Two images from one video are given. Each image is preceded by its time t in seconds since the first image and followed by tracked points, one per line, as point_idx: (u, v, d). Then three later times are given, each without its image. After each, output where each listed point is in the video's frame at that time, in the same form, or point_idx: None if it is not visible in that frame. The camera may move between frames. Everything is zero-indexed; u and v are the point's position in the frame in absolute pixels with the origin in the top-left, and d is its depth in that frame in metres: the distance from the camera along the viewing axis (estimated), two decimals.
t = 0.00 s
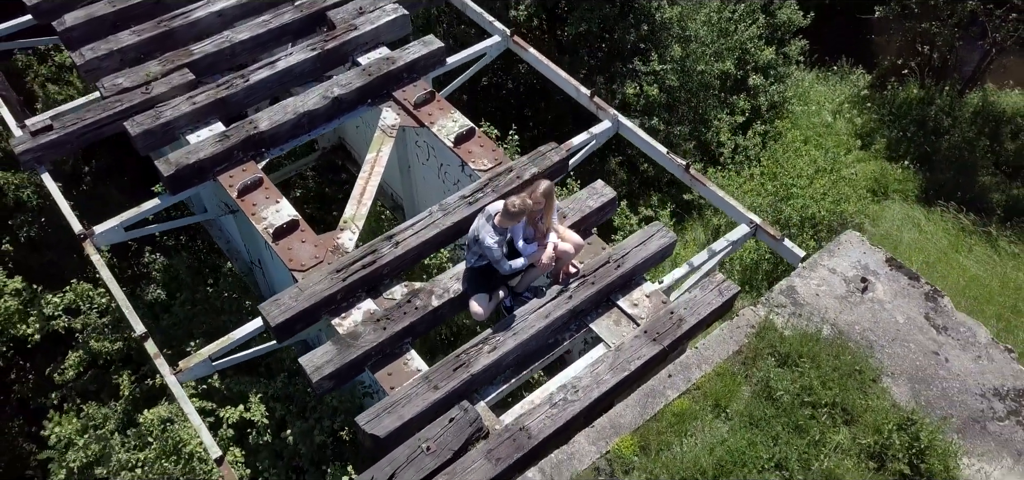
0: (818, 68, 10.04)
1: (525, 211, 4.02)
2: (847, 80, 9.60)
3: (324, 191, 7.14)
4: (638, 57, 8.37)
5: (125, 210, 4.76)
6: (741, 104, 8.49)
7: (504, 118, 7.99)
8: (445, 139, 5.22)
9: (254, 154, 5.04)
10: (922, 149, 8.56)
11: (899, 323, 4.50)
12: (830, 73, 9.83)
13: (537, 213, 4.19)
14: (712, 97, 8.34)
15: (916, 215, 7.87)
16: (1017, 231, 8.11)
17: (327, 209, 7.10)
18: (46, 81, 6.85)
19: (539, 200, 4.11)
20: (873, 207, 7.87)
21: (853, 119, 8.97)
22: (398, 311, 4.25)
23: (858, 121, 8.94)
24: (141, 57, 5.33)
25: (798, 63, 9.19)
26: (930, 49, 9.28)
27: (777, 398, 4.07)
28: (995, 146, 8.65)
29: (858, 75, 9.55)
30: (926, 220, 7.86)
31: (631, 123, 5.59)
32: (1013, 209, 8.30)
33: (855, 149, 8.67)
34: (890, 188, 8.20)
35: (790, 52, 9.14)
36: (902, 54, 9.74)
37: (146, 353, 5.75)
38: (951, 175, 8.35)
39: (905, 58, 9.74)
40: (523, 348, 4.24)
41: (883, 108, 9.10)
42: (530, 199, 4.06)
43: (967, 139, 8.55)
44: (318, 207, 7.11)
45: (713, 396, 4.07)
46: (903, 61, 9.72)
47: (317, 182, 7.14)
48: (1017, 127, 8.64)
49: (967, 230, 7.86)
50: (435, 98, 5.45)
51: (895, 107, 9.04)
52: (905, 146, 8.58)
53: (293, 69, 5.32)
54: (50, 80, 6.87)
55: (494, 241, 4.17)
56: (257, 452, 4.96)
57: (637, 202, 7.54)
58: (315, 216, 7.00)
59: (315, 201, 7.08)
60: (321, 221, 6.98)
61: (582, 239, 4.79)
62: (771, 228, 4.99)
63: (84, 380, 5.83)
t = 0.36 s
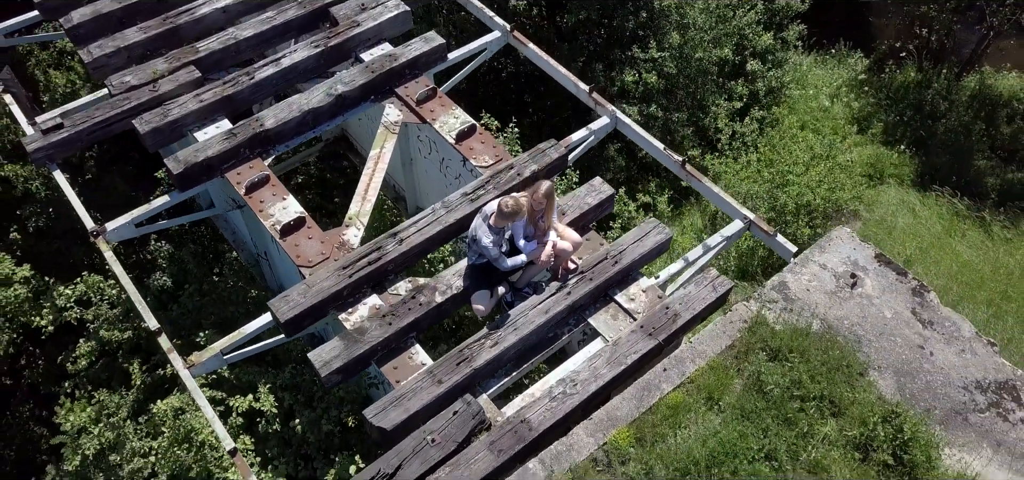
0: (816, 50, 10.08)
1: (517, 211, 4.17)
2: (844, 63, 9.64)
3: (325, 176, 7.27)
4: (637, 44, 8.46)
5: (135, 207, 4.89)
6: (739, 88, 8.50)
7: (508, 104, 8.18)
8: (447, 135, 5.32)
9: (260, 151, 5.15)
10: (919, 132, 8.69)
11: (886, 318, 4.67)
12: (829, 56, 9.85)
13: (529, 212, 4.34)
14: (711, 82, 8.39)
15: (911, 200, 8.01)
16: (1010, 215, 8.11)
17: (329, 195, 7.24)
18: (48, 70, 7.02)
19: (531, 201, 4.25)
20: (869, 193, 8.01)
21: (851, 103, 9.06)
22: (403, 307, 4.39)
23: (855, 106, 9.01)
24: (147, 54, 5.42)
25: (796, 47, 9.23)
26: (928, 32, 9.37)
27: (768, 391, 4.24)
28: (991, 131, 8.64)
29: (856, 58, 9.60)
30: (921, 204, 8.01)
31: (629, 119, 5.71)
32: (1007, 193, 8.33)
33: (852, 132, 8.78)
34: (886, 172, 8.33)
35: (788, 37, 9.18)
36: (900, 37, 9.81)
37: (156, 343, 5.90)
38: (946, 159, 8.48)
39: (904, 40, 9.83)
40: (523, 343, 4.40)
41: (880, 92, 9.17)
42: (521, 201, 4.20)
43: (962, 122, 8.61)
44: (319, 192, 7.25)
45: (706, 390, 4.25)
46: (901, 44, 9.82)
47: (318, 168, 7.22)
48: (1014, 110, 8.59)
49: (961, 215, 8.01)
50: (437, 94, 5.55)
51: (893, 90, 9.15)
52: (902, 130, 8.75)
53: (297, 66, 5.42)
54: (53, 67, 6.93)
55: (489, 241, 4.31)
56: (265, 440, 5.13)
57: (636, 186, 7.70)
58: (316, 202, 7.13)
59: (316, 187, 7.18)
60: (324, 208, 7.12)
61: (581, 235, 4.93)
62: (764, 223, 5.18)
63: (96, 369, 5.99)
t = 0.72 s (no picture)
0: (816, 32, 10.13)
1: (522, 208, 4.31)
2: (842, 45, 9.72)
3: (325, 161, 7.72)
4: (636, 30, 8.53)
5: (145, 201, 5.01)
6: (736, 74, 8.52)
7: (508, 88, 8.43)
8: (449, 130, 5.42)
9: (266, 146, 5.27)
10: (915, 116, 8.82)
11: (875, 310, 4.83)
12: (825, 39, 9.87)
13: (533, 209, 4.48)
14: (709, 67, 8.44)
15: (906, 182, 8.16)
16: (1001, 198, 8.28)
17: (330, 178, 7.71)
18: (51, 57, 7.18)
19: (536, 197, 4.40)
20: (864, 176, 8.16)
21: (848, 86, 9.17)
22: (407, 301, 4.55)
23: (852, 89, 9.10)
24: (153, 49, 5.52)
25: (795, 31, 9.30)
26: (927, 14, 9.45)
27: (759, 382, 4.42)
28: (986, 113, 8.65)
29: (854, 40, 9.67)
30: (915, 186, 8.18)
31: (626, 113, 5.84)
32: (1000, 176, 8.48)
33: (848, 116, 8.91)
34: (882, 155, 8.48)
35: (786, 21, 9.25)
36: (899, 20, 9.88)
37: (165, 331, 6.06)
38: (942, 143, 8.52)
39: (903, 22, 9.90)
40: (524, 335, 4.56)
41: (878, 74, 9.25)
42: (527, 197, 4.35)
43: (959, 107, 8.56)
44: (321, 175, 7.74)
45: (700, 381, 4.45)
46: (900, 27, 9.89)
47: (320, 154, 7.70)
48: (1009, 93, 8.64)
49: (956, 198, 8.18)
50: (439, 89, 5.66)
51: (890, 73, 9.25)
52: (898, 114, 8.80)
53: (301, 61, 5.52)
54: (58, 60, 7.04)
55: (492, 233, 4.45)
56: (274, 426, 5.31)
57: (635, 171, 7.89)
58: (318, 185, 7.58)
59: (319, 171, 7.64)
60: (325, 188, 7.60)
61: (579, 229, 5.07)
62: (758, 217, 5.32)
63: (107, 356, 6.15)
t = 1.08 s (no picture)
0: (814, 14, 10.18)
1: (530, 207, 4.45)
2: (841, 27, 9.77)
3: (326, 146, 7.99)
4: (635, 16, 8.59)
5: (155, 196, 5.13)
6: (734, 59, 8.57)
7: (508, 75, 8.56)
8: (450, 125, 5.53)
9: (272, 141, 5.39)
10: (911, 100, 8.92)
11: (863, 302, 5.00)
12: (823, 21, 9.91)
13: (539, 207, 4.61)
14: (706, 52, 8.49)
15: (901, 167, 8.38)
16: (995, 182, 8.41)
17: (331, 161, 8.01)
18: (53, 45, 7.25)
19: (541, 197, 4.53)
20: (859, 160, 8.34)
21: (846, 70, 9.28)
22: (412, 295, 4.70)
23: (849, 73, 9.21)
24: (160, 44, 5.61)
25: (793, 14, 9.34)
26: None
27: (750, 374, 4.60)
28: (981, 96, 8.54)
29: (853, 22, 9.72)
30: (910, 170, 8.39)
31: (623, 107, 5.98)
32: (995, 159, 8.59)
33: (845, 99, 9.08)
34: (877, 139, 8.68)
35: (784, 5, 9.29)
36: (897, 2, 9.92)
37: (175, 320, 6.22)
38: (938, 127, 8.65)
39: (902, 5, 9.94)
40: (525, 327, 4.72)
41: (874, 58, 9.39)
42: (535, 197, 4.48)
43: (955, 90, 8.58)
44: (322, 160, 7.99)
45: (693, 372, 4.63)
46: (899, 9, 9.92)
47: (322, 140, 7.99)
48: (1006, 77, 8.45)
49: (950, 182, 8.39)
50: (440, 84, 5.76)
51: (887, 56, 9.34)
52: (895, 98, 8.93)
53: (306, 56, 5.62)
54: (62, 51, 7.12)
55: (499, 229, 4.59)
56: (283, 413, 5.49)
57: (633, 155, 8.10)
58: (320, 170, 7.90)
59: (320, 155, 7.93)
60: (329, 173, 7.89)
61: (578, 224, 5.22)
62: (751, 211, 5.51)
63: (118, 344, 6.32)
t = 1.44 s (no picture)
0: None
1: (531, 212, 4.64)
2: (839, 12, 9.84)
3: (327, 133, 8.21)
4: (633, 4, 8.66)
5: (164, 192, 5.29)
6: (731, 45, 8.69)
7: (506, 63, 8.70)
8: (451, 121, 5.65)
9: (277, 138, 5.51)
10: (906, 85, 9.03)
11: (850, 296, 5.19)
12: (821, 5, 9.98)
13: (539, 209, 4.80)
14: (704, 39, 8.61)
15: (895, 152, 8.54)
16: (989, 166, 8.57)
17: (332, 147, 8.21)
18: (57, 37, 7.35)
19: (542, 200, 4.72)
20: (854, 145, 8.52)
21: (842, 54, 9.41)
22: (415, 290, 4.86)
23: (846, 57, 9.36)
24: (165, 41, 5.71)
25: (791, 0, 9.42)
26: None
27: (740, 366, 4.79)
28: (977, 81, 8.78)
29: (850, 6, 9.79)
30: (904, 156, 8.55)
31: (619, 103, 6.11)
32: (988, 143, 8.70)
33: (841, 84, 9.21)
34: (872, 124, 8.84)
35: None
36: None
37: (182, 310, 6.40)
38: (932, 112, 8.88)
39: None
40: (524, 321, 4.89)
41: (871, 41, 9.48)
42: (536, 201, 4.67)
43: (950, 74, 8.83)
44: (324, 146, 8.18)
45: (685, 364, 4.82)
46: None
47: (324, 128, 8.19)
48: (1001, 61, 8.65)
49: (943, 167, 8.53)
50: (440, 81, 5.88)
51: (884, 41, 9.43)
52: (891, 83, 9.13)
53: (308, 54, 5.73)
54: (66, 44, 7.23)
55: (501, 228, 4.76)
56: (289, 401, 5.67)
57: (630, 143, 8.35)
58: (321, 156, 8.07)
59: (321, 142, 8.13)
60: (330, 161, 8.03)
61: (575, 220, 5.37)
62: (743, 207, 5.68)
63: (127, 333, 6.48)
